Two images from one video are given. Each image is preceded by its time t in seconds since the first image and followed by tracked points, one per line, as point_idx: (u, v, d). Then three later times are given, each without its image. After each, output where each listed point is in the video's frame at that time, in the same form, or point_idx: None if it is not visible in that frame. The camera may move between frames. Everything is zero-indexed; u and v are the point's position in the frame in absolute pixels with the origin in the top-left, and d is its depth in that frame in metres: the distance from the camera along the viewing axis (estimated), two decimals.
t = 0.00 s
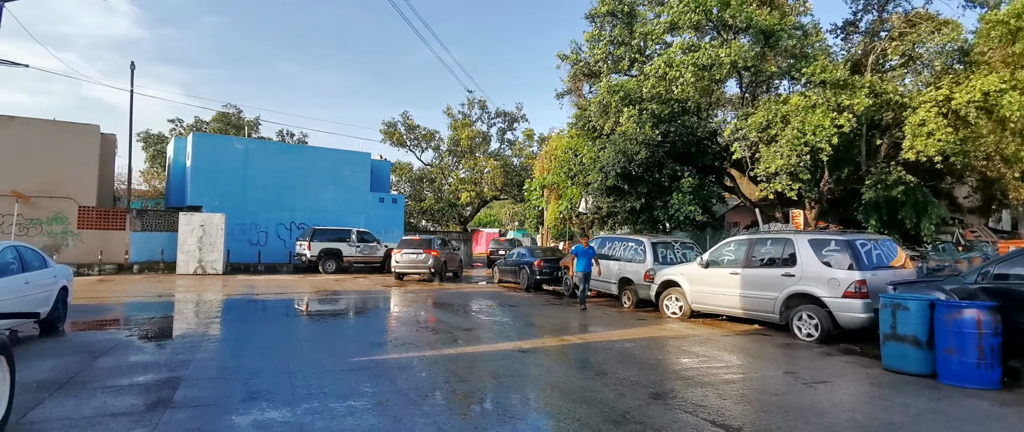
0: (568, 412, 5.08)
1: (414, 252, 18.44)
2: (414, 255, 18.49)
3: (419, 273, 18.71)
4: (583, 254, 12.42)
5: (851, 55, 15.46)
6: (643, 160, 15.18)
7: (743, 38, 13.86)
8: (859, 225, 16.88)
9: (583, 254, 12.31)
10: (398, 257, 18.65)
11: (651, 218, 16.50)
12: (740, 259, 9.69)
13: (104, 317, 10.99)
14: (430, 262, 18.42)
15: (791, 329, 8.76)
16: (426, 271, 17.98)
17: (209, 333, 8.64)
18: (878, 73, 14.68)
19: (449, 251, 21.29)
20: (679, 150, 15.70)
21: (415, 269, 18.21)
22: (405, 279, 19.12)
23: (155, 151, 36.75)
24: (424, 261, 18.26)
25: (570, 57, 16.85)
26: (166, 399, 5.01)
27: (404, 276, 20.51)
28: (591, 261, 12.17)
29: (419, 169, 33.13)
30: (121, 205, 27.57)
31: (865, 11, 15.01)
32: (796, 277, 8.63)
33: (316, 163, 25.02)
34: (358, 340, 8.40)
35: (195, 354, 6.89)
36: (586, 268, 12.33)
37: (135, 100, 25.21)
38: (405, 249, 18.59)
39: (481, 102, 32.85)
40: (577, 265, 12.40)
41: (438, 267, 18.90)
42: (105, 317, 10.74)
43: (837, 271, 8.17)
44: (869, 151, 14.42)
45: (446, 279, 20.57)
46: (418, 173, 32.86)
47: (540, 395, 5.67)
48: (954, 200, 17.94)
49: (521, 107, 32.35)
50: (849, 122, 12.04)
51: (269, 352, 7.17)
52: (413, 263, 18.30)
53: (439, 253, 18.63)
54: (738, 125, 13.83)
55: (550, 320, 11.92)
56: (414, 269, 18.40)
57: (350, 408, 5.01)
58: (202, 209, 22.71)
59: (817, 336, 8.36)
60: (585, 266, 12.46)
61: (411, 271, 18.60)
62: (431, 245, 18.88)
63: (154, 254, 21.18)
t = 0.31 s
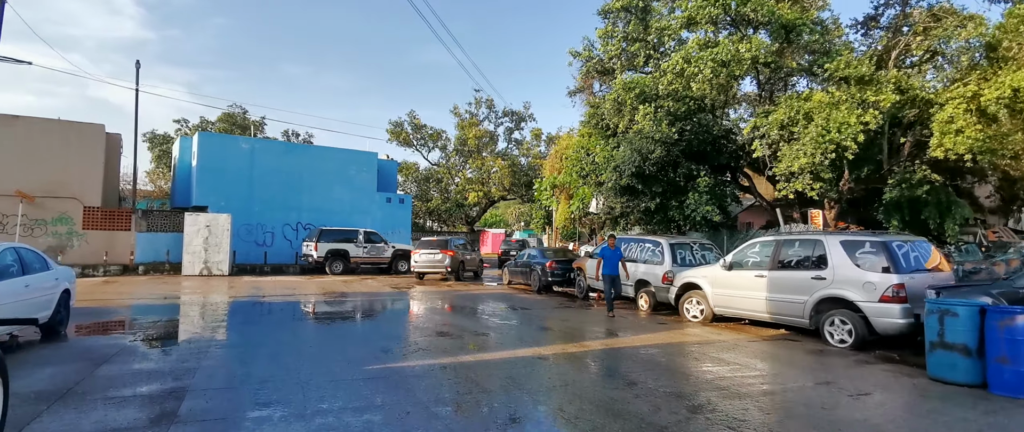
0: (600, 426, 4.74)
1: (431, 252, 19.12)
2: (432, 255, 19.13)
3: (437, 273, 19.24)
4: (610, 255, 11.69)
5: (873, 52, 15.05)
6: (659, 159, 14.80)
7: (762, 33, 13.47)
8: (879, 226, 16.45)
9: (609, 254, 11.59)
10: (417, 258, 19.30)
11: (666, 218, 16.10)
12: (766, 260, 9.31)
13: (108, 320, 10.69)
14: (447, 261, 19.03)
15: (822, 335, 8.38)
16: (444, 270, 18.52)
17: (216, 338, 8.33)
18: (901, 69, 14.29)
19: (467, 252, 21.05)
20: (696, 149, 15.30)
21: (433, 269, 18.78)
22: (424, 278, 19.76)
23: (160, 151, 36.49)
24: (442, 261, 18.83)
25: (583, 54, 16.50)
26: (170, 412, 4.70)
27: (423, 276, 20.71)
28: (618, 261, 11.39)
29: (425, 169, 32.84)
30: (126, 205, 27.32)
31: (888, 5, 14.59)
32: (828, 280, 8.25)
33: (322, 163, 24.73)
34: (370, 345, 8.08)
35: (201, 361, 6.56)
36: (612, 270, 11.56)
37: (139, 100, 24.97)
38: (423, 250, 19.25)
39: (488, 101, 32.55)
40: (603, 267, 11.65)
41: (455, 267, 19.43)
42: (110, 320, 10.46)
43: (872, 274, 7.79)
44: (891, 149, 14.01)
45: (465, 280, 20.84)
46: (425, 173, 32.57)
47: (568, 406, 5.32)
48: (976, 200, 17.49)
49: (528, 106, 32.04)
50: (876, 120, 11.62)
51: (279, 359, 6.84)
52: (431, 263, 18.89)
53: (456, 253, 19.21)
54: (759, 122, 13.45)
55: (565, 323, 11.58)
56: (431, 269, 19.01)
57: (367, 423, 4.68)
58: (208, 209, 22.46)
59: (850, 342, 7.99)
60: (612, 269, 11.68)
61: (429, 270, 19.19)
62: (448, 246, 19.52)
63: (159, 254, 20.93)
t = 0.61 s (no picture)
0: None
1: (448, 250, 19.77)
2: (449, 255, 19.72)
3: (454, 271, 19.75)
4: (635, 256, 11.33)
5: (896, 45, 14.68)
6: (672, 156, 14.42)
7: (779, 26, 13.12)
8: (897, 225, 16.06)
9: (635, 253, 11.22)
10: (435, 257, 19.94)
11: (678, 217, 15.74)
12: (789, 260, 8.98)
13: (110, 320, 10.44)
14: (463, 261, 19.48)
15: (851, 336, 8.03)
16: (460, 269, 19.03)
17: (220, 340, 8.06)
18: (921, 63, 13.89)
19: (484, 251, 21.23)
20: (709, 146, 14.93)
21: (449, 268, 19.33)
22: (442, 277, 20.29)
23: (165, 151, 36.32)
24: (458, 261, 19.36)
25: (593, 50, 16.18)
26: (168, 421, 4.41)
27: (441, 275, 21.16)
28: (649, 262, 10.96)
29: (430, 168, 32.56)
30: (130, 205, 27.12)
31: None
32: (856, 281, 7.92)
33: (327, 162, 24.47)
34: (379, 348, 7.78)
35: (204, 365, 6.27)
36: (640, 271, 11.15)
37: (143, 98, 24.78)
38: (441, 249, 19.85)
39: (494, 99, 32.26)
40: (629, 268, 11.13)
41: (471, 265, 19.92)
42: (111, 321, 10.20)
43: (904, 274, 7.46)
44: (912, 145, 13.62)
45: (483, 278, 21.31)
46: (430, 172, 32.29)
47: (590, 413, 5.01)
48: (996, 198, 17.06)
49: (535, 105, 31.74)
50: (898, 115, 11.26)
51: (284, 362, 6.54)
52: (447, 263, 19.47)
53: (471, 253, 19.69)
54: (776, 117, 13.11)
55: (578, 324, 11.24)
56: (448, 267, 19.54)
57: None
58: (212, 209, 22.24)
59: (880, 346, 7.66)
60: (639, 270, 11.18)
61: (446, 269, 19.74)
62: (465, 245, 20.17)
63: (163, 254, 20.71)
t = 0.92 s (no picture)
0: None
1: (465, 251, 20.08)
2: (466, 255, 20.07)
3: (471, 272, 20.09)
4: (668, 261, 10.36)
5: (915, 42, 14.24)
6: (687, 156, 14.04)
7: (799, 21, 12.76)
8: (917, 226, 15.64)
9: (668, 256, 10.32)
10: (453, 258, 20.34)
11: (693, 218, 15.37)
12: (817, 264, 8.60)
13: (112, 325, 10.14)
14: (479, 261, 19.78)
15: (886, 343, 7.66)
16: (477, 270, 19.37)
17: (225, 347, 7.74)
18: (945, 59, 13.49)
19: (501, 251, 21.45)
20: (725, 145, 14.53)
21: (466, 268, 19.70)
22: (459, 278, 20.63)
23: (170, 152, 36.10)
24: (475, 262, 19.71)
25: (606, 47, 15.82)
26: None
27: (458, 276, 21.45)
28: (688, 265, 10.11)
29: (436, 168, 32.26)
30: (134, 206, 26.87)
31: None
32: (891, 286, 7.54)
33: (333, 162, 24.19)
34: (391, 356, 7.44)
35: (208, 375, 5.96)
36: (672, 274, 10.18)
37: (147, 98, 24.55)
38: (458, 250, 20.22)
39: (501, 99, 31.95)
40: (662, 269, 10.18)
41: (488, 266, 20.26)
42: (114, 325, 9.91)
43: (944, 279, 7.09)
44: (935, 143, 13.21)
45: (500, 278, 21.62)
46: (436, 173, 31.98)
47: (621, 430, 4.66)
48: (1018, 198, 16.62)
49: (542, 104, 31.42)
50: (925, 113, 10.88)
51: (293, 373, 6.21)
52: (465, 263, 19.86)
53: (488, 253, 19.98)
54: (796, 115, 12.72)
55: (594, 328, 10.87)
56: (465, 268, 19.87)
57: None
58: (216, 210, 21.97)
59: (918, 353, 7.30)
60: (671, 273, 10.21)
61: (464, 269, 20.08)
62: (481, 246, 20.54)
63: (167, 255, 20.45)
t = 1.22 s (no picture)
0: None
1: (482, 251, 20.46)
2: (484, 255, 20.52)
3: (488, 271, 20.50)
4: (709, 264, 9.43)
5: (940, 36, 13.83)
6: (704, 153, 13.65)
7: (823, 14, 12.40)
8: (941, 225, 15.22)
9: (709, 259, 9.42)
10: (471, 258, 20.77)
11: (710, 217, 14.98)
12: (849, 265, 8.22)
13: (114, 327, 9.82)
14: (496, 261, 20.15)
15: (928, 350, 7.25)
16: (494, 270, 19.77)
17: (232, 352, 7.40)
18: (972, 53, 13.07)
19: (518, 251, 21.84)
20: (744, 142, 14.14)
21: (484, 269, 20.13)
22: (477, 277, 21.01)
23: (175, 151, 35.87)
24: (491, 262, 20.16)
25: (620, 43, 15.47)
26: None
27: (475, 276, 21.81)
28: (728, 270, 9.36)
29: (443, 168, 31.94)
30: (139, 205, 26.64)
31: None
32: (933, 288, 7.15)
33: (339, 161, 23.90)
34: (406, 362, 7.09)
35: (215, 384, 5.62)
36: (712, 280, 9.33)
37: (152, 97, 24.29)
38: (476, 250, 20.65)
39: (508, 97, 31.60)
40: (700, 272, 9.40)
41: (505, 266, 20.64)
42: (117, 328, 9.59)
43: (992, 282, 6.69)
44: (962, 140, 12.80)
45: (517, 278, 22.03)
46: (442, 172, 31.65)
47: None
48: None
49: (550, 103, 31.07)
50: (958, 108, 10.50)
51: (304, 381, 5.86)
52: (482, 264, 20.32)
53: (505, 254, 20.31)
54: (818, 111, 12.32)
55: (613, 331, 10.48)
56: (482, 267, 20.31)
57: None
58: (222, 209, 21.70)
59: (962, 360, 6.90)
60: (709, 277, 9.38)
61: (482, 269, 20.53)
62: (498, 246, 20.85)
63: (172, 256, 20.17)
